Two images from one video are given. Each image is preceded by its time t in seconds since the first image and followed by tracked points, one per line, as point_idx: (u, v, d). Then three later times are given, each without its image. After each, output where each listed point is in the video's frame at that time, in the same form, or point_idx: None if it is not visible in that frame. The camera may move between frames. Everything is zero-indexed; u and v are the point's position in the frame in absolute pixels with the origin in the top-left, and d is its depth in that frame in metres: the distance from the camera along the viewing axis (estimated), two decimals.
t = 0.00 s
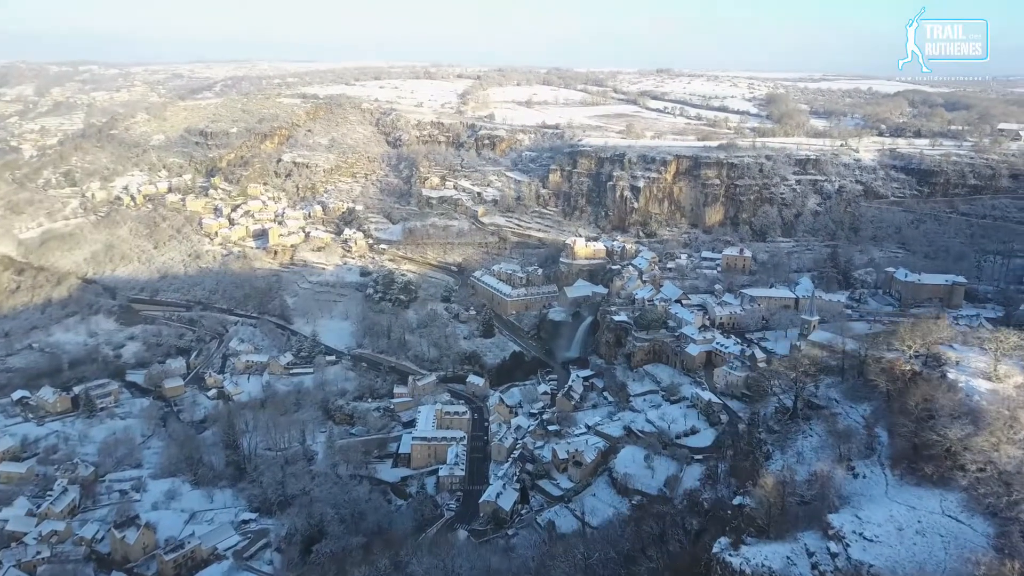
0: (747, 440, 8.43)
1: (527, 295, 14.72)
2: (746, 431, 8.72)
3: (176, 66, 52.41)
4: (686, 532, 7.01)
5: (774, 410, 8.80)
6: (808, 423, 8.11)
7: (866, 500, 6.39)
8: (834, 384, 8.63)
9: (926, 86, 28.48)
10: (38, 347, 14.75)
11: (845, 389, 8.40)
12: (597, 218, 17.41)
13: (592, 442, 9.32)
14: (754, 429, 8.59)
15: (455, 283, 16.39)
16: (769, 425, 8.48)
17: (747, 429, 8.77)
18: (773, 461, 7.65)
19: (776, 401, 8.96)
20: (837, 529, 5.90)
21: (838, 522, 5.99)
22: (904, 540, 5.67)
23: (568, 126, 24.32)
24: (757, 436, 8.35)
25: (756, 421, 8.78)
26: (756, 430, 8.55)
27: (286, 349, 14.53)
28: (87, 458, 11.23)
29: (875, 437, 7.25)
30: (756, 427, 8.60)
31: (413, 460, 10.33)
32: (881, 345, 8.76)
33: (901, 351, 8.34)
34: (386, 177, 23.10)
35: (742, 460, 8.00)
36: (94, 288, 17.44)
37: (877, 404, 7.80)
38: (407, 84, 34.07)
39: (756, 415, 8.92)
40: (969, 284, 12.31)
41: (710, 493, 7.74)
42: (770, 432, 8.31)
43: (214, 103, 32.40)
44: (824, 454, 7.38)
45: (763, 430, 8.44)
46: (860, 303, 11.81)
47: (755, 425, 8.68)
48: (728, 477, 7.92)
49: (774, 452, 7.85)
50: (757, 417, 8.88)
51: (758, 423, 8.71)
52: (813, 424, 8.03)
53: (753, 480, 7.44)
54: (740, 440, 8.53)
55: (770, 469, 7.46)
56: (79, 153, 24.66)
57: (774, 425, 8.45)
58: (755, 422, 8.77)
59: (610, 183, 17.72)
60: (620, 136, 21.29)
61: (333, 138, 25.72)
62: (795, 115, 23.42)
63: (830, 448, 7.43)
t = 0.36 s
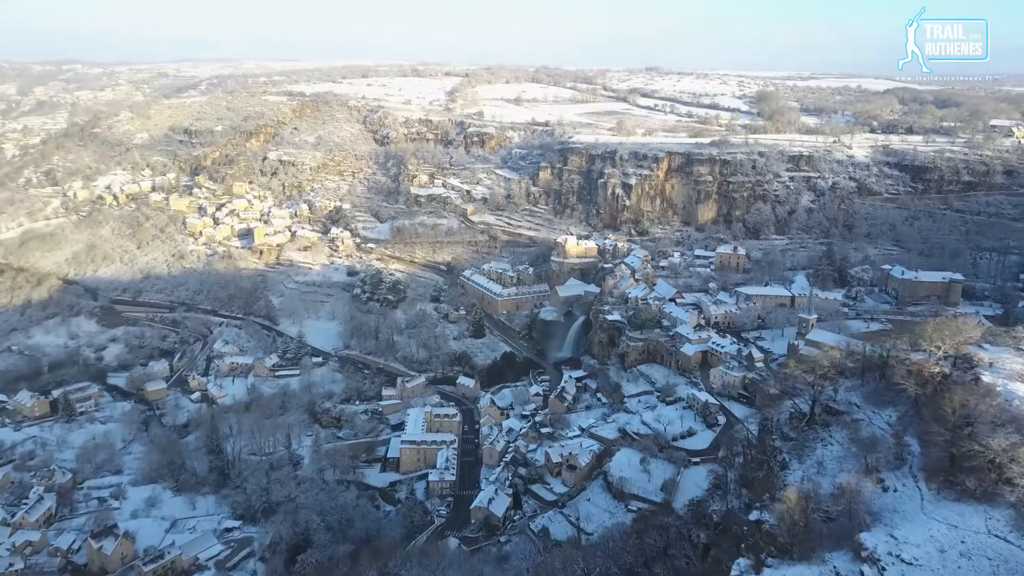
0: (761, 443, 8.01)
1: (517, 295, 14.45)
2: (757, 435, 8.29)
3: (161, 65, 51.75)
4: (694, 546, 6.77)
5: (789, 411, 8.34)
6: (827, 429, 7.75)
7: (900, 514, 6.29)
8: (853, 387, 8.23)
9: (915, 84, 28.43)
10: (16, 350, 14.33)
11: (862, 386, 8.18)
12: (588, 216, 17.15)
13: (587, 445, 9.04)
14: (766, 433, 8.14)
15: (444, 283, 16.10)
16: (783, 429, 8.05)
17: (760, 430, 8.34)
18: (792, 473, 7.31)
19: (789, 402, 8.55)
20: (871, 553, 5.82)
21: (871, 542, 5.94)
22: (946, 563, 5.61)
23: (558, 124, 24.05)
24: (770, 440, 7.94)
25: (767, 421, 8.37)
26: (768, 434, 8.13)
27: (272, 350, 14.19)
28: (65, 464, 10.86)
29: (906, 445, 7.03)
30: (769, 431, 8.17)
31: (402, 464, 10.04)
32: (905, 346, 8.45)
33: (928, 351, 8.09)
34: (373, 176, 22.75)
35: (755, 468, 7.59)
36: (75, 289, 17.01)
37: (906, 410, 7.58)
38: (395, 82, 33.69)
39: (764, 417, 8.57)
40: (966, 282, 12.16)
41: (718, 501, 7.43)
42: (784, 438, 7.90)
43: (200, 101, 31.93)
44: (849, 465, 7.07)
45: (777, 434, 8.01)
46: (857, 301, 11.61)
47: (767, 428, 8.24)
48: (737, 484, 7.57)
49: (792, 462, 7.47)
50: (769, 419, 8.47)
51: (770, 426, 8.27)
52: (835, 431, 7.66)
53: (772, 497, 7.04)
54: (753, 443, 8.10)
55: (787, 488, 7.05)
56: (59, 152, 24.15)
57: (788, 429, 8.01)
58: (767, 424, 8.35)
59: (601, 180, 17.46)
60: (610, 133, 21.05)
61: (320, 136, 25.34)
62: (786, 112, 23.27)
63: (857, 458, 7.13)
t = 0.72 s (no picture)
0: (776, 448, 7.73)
1: (507, 294, 14.18)
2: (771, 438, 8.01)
3: (144, 63, 51.05)
4: (703, 564, 6.54)
5: (806, 417, 8.02)
6: (850, 439, 7.47)
7: (944, 538, 5.95)
8: (878, 393, 8.04)
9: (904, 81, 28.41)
10: None
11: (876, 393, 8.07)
12: (579, 215, 16.89)
13: (581, 448, 8.77)
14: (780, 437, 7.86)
15: (432, 282, 15.80)
16: (800, 436, 7.77)
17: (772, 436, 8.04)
18: (814, 485, 7.04)
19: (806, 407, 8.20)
20: None
21: (916, 568, 5.63)
22: None
23: (547, 121, 23.80)
24: (786, 447, 7.65)
25: (783, 426, 8.09)
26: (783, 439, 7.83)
27: (256, 352, 13.84)
28: (41, 471, 10.47)
29: (944, 458, 6.75)
30: (783, 435, 7.87)
31: (390, 469, 9.74)
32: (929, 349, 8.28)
33: (959, 352, 7.92)
34: (360, 174, 22.41)
35: (771, 480, 7.31)
36: (55, 290, 16.57)
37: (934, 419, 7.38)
38: (382, 80, 33.32)
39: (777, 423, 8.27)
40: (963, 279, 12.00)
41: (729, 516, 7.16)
42: (801, 446, 7.62)
43: (183, 100, 31.45)
44: (880, 478, 6.83)
45: (793, 441, 7.73)
46: (854, 299, 11.42)
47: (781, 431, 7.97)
48: (750, 496, 7.34)
49: (813, 474, 7.20)
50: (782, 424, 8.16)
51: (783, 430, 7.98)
52: (859, 440, 7.41)
53: (795, 513, 6.75)
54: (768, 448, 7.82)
55: (812, 508, 6.73)
56: (39, 150, 23.63)
57: (805, 436, 7.75)
58: (780, 428, 8.07)
59: (592, 178, 17.22)
60: (601, 131, 20.81)
61: (306, 134, 24.97)
62: (776, 110, 23.13)
63: (885, 471, 6.89)
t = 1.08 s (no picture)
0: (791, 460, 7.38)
1: (496, 294, 13.90)
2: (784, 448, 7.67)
3: (126, 61, 50.39)
4: None
5: (827, 424, 7.76)
6: (880, 449, 7.22)
7: (998, 566, 5.72)
8: (906, 399, 7.78)
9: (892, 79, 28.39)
10: None
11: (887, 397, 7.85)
12: (569, 213, 16.61)
13: (573, 452, 8.49)
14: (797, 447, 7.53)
15: (420, 282, 15.50)
16: (821, 446, 7.46)
17: (786, 445, 7.70)
18: (842, 502, 6.76)
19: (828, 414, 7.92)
20: None
21: None
22: None
23: (536, 118, 23.54)
24: (806, 458, 7.33)
25: (802, 433, 7.76)
26: (800, 450, 7.50)
27: (239, 354, 13.48)
28: (14, 479, 10.07)
29: (991, 473, 6.47)
30: (802, 445, 7.55)
31: (377, 475, 9.45)
32: (959, 354, 7.82)
33: (998, 353, 7.53)
34: (346, 172, 22.06)
35: (791, 492, 6.98)
36: (31, 292, 16.11)
37: (973, 428, 7.06)
38: (368, 77, 32.93)
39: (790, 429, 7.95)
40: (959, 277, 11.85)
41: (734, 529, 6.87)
42: (823, 457, 7.30)
43: (165, 97, 30.92)
44: (917, 496, 6.56)
45: (814, 451, 7.42)
46: (850, 297, 11.23)
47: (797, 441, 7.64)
48: (765, 510, 7.00)
49: (839, 487, 6.93)
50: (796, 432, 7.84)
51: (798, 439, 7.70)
52: (890, 452, 7.15)
53: (824, 537, 6.42)
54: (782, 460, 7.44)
55: (843, 529, 6.44)
56: (16, 149, 23.09)
57: (827, 446, 7.44)
58: (796, 437, 7.75)
59: (582, 175, 16.96)
60: (590, 128, 20.57)
61: (290, 132, 24.57)
62: (765, 107, 23.00)
63: (924, 486, 6.62)
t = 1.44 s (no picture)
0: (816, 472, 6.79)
1: (486, 294, 13.62)
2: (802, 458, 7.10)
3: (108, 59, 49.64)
4: None
5: (855, 434, 7.22)
6: (916, 464, 6.74)
7: None
8: (945, 407, 7.37)
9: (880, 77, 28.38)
10: None
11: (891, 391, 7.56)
12: (559, 211, 16.34)
13: (567, 456, 8.22)
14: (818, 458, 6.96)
15: (408, 281, 15.19)
16: (849, 459, 6.92)
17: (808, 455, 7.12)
18: (879, 522, 6.21)
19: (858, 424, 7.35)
20: None
21: None
22: None
23: (525, 115, 23.27)
24: (833, 471, 6.77)
25: (828, 443, 7.21)
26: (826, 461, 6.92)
27: (222, 356, 13.11)
28: None
29: None
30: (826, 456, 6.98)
31: (364, 481, 9.14)
32: (1000, 355, 7.64)
33: None
34: (332, 170, 21.70)
35: (819, 511, 6.42)
36: (8, 293, 15.64)
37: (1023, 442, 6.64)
38: (354, 75, 32.53)
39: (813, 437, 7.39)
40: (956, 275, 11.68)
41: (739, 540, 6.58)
42: (852, 471, 6.77)
43: (147, 96, 30.40)
44: (965, 517, 6.04)
45: (841, 464, 6.87)
46: (847, 296, 11.03)
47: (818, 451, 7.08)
48: (786, 527, 6.50)
49: (873, 506, 6.38)
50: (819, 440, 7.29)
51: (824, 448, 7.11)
52: (930, 466, 6.68)
53: (865, 563, 5.79)
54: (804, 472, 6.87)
55: (886, 553, 5.88)
56: None
57: (856, 459, 6.91)
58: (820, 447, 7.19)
59: (572, 172, 16.70)
60: (579, 125, 20.33)
61: (275, 129, 24.15)
62: (756, 104, 22.85)
63: (974, 508, 6.10)
